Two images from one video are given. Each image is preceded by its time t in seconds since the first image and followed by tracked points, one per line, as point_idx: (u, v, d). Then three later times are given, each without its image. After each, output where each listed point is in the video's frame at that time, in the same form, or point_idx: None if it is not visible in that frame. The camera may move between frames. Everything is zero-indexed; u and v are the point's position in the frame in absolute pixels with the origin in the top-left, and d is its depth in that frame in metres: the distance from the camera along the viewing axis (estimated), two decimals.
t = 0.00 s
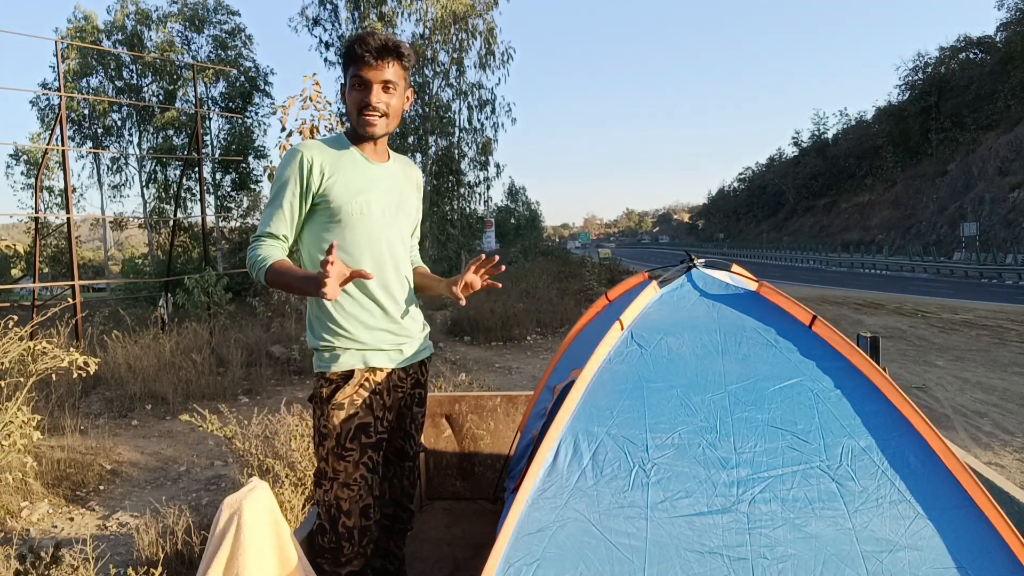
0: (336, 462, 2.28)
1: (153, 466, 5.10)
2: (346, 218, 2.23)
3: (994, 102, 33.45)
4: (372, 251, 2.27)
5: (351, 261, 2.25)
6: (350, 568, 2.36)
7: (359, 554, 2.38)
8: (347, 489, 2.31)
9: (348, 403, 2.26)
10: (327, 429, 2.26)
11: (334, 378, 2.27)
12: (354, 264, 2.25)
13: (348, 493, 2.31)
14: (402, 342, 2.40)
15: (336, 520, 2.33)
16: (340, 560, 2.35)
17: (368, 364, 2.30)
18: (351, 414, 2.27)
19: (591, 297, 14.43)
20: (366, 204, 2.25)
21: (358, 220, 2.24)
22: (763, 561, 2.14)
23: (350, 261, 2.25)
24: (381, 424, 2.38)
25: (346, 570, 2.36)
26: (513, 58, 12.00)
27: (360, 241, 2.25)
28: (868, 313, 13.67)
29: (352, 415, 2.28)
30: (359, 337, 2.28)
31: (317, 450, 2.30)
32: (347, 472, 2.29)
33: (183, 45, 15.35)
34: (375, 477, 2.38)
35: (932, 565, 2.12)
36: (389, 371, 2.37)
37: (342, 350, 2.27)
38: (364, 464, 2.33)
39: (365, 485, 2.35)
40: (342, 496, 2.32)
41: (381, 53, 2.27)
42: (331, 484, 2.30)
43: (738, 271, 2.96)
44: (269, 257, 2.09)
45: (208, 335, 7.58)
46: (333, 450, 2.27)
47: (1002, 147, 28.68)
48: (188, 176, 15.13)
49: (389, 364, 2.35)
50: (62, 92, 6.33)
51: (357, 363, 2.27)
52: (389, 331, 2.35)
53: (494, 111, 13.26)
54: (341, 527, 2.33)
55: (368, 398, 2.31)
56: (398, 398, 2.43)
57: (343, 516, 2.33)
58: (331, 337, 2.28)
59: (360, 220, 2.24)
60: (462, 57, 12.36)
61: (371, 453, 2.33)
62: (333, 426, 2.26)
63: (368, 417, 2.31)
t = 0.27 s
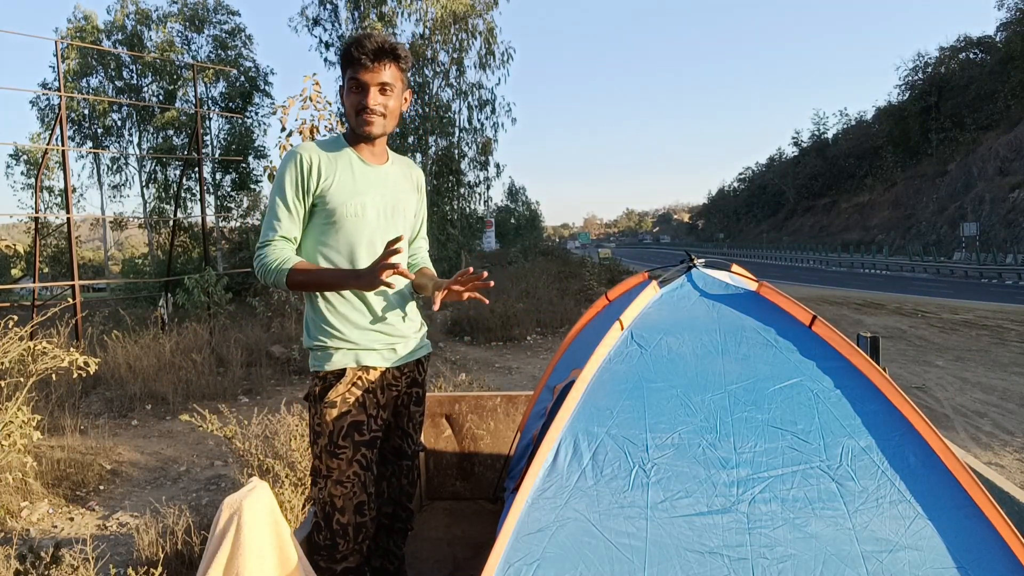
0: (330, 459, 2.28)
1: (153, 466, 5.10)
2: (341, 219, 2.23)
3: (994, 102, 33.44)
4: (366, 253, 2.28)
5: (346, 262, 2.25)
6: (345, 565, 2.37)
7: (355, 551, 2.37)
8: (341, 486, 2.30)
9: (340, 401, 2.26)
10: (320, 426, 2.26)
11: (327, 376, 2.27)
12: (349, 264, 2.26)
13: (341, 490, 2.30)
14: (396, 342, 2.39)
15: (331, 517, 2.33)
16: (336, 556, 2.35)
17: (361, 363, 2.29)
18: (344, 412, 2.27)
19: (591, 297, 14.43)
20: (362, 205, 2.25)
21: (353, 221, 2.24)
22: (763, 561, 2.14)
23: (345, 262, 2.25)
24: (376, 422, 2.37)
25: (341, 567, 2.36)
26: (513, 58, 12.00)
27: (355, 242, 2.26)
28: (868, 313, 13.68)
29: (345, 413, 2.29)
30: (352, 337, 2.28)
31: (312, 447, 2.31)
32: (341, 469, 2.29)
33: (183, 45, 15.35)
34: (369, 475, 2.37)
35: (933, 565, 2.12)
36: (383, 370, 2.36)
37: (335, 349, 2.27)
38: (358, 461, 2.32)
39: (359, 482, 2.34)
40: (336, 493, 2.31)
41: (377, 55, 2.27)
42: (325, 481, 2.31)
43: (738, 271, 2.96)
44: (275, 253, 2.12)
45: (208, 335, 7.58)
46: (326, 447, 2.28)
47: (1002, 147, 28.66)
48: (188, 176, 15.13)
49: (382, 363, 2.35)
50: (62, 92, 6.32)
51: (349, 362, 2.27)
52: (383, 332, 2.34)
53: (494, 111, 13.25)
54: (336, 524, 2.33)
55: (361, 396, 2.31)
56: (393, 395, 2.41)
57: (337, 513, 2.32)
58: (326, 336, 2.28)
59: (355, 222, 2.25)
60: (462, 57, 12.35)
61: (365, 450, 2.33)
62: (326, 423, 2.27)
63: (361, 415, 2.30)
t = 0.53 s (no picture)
0: (327, 458, 2.28)
1: (153, 466, 5.10)
2: (337, 221, 2.23)
3: (994, 102, 33.43)
4: (362, 254, 2.27)
5: (341, 263, 2.26)
6: (344, 564, 2.36)
7: (354, 550, 2.38)
8: (339, 485, 2.30)
9: (337, 400, 2.26)
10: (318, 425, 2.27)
11: (324, 375, 2.28)
12: (345, 265, 2.26)
13: (339, 489, 2.30)
14: (393, 341, 2.38)
15: (329, 516, 2.33)
16: (335, 555, 2.35)
17: (358, 362, 2.29)
18: (341, 410, 2.27)
19: (591, 297, 14.43)
20: (358, 206, 2.25)
21: (349, 222, 2.24)
22: (763, 561, 2.14)
23: (341, 263, 2.26)
24: (374, 421, 2.37)
25: (340, 565, 2.36)
26: (513, 58, 12.00)
27: (352, 244, 2.26)
28: (868, 313, 13.67)
29: (342, 412, 2.29)
30: (349, 336, 2.28)
31: (310, 446, 2.32)
32: (338, 467, 2.29)
33: (183, 45, 15.35)
34: (367, 473, 2.37)
35: (932, 565, 2.12)
36: (381, 369, 2.35)
37: (332, 349, 2.28)
38: (355, 460, 2.32)
39: (357, 480, 2.34)
40: (334, 491, 2.31)
41: (374, 55, 2.27)
42: (324, 480, 2.31)
43: (738, 272, 2.96)
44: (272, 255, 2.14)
45: (208, 335, 7.58)
46: (323, 445, 2.28)
47: (1002, 147, 28.64)
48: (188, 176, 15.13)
49: (380, 362, 2.34)
50: (62, 92, 6.32)
51: (346, 361, 2.28)
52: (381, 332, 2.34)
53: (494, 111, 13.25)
54: (334, 522, 2.33)
55: (359, 395, 2.30)
56: (391, 394, 2.41)
57: (335, 512, 2.32)
58: (323, 336, 2.28)
59: (351, 223, 2.25)
60: (462, 57, 12.35)
61: (363, 449, 2.33)
62: (323, 422, 2.27)
63: (358, 414, 2.30)
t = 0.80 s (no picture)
0: (326, 456, 2.28)
1: (153, 466, 5.11)
2: (335, 221, 2.24)
3: (994, 102, 33.41)
4: (359, 254, 2.27)
5: (339, 263, 2.26)
6: (345, 561, 2.36)
7: (354, 547, 2.38)
8: (338, 482, 2.30)
9: (335, 398, 2.26)
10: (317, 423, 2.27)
11: (323, 373, 2.28)
12: (342, 265, 2.26)
13: (338, 487, 2.30)
14: (392, 340, 2.37)
15: (329, 514, 2.33)
16: (336, 552, 2.35)
17: (355, 361, 2.29)
18: (339, 408, 2.27)
19: (591, 297, 14.43)
20: (356, 207, 2.25)
21: (347, 222, 2.24)
22: (763, 561, 2.14)
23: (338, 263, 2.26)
24: (372, 419, 2.37)
25: (342, 563, 2.35)
26: (513, 58, 11.98)
27: (349, 244, 2.26)
28: (868, 313, 13.67)
29: (340, 410, 2.29)
30: (346, 335, 2.28)
31: (309, 444, 2.32)
32: (337, 465, 2.29)
33: (183, 45, 15.35)
34: (366, 471, 2.37)
35: (932, 565, 2.12)
36: (379, 368, 2.36)
37: (330, 347, 2.29)
38: (354, 458, 2.32)
39: (356, 478, 2.34)
40: (333, 489, 2.31)
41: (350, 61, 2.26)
42: (323, 478, 2.31)
43: (738, 272, 2.96)
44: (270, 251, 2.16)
45: (208, 335, 7.58)
46: (322, 443, 2.28)
47: (1002, 147, 28.63)
48: (188, 176, 15.13)
49: (378, 361, 2.34)
50: (62, 92, 6.32)
51: (344, 360, 2.28)
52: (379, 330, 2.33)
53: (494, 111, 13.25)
54: (335, 520, 2.33)
55: (357, 393, 2.31)
56: (390, 393, 2.40)
57: (335, 510, 2.32)
58: (321, 335, 2.30)
59: (349, 222, 2.25)
60: (462, 57, 12.34)
61: (362, 447, 2.33)
62: (321, 420, 2.28)
63: (357, 412, 2.31)
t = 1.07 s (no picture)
0: (325, 455, 2.29)
1: (153, 466, 5.10)
2: (328, 224, 2.26)
3: (994, 102, 33.41)
4: (354, 256, 2.27)
5: (334, 266, 2.28)
6: (345, 560, 2.36)
7: (354, 547, 2.37)
8: (337, 481, 2.30)
9: (335, 397, 2.27)
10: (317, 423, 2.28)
11: (324, 373, 2.30)
12: (338, 268, 2.28)
13: (337, 486, 2.30)
14: (393, 341, 2.36)
15: (328, 513, 2.32)
16: (335, 552, 2.34)
17: (355, 361, 2.30)
18: (338, 408, 2.28)
19: (591, 297, 14.43)
20: (349, 209, 2.26)
21: (340, 225, 2.26)
22: (763, 561, 2.14)
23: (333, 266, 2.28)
24: (372, 420, 2.37)
25: (341, 562, 2.35)
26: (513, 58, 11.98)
27: (344, 246, 2.27)
28: (868, 313, 13.67)
29: (339, 409, 2.29)
30: (346, 336, 2.29)
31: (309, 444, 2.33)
32: (336, 464, 2.29)
33: (183, 45, 15.35)
34: (365, 470, 2.37)
35: (932, 565, 2.12)
36: (380, 368, 2.35)
37: (331, 348, 2.31)
38: (354, 457, 2.33)
39: (355, 477, 2.34)
40: (332, 488, 2.31)
41: (354, 55, 2.27)
42: (322, 477, 2.31)
43: (738, 272, 2.96)
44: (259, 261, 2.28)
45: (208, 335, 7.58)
46: (322, 442, 2.28)
47: (1002, 147, 28.64)
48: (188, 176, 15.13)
49: (377, 361, 2.34)
50: (62, 92, 6.32)
51: (344, 361, 2.29)
52: (378, 332, 2.32)
53: (494, 111, 13.25)
54: (334, 519, 2.33)
55: (356, 393, 2.31)
56: (391, 393, 2.40)
57: (334, 508, 2.32)
58: (322, 336, 2.32)
59: (343, 225, 2.26)
60: (462, 57, 12.35)
61: (361, 446, 2.33)
62: (321, 420, 2.28)
63: (357, 412, 2.31)
